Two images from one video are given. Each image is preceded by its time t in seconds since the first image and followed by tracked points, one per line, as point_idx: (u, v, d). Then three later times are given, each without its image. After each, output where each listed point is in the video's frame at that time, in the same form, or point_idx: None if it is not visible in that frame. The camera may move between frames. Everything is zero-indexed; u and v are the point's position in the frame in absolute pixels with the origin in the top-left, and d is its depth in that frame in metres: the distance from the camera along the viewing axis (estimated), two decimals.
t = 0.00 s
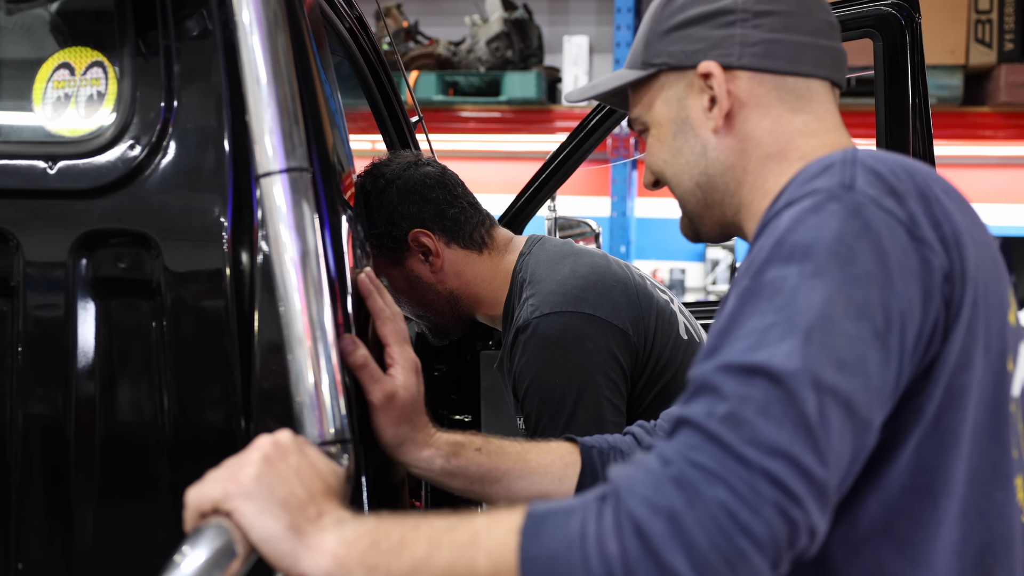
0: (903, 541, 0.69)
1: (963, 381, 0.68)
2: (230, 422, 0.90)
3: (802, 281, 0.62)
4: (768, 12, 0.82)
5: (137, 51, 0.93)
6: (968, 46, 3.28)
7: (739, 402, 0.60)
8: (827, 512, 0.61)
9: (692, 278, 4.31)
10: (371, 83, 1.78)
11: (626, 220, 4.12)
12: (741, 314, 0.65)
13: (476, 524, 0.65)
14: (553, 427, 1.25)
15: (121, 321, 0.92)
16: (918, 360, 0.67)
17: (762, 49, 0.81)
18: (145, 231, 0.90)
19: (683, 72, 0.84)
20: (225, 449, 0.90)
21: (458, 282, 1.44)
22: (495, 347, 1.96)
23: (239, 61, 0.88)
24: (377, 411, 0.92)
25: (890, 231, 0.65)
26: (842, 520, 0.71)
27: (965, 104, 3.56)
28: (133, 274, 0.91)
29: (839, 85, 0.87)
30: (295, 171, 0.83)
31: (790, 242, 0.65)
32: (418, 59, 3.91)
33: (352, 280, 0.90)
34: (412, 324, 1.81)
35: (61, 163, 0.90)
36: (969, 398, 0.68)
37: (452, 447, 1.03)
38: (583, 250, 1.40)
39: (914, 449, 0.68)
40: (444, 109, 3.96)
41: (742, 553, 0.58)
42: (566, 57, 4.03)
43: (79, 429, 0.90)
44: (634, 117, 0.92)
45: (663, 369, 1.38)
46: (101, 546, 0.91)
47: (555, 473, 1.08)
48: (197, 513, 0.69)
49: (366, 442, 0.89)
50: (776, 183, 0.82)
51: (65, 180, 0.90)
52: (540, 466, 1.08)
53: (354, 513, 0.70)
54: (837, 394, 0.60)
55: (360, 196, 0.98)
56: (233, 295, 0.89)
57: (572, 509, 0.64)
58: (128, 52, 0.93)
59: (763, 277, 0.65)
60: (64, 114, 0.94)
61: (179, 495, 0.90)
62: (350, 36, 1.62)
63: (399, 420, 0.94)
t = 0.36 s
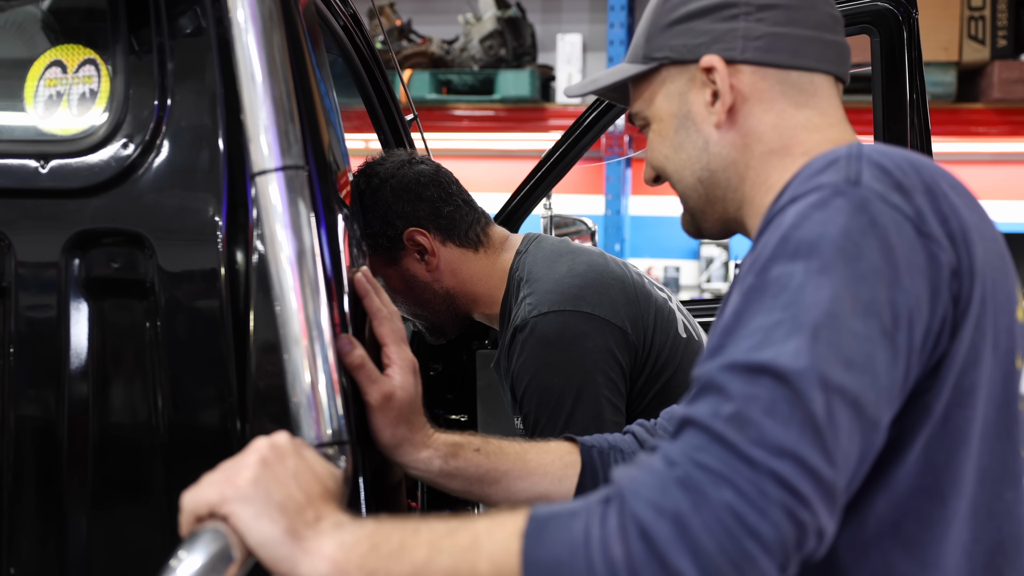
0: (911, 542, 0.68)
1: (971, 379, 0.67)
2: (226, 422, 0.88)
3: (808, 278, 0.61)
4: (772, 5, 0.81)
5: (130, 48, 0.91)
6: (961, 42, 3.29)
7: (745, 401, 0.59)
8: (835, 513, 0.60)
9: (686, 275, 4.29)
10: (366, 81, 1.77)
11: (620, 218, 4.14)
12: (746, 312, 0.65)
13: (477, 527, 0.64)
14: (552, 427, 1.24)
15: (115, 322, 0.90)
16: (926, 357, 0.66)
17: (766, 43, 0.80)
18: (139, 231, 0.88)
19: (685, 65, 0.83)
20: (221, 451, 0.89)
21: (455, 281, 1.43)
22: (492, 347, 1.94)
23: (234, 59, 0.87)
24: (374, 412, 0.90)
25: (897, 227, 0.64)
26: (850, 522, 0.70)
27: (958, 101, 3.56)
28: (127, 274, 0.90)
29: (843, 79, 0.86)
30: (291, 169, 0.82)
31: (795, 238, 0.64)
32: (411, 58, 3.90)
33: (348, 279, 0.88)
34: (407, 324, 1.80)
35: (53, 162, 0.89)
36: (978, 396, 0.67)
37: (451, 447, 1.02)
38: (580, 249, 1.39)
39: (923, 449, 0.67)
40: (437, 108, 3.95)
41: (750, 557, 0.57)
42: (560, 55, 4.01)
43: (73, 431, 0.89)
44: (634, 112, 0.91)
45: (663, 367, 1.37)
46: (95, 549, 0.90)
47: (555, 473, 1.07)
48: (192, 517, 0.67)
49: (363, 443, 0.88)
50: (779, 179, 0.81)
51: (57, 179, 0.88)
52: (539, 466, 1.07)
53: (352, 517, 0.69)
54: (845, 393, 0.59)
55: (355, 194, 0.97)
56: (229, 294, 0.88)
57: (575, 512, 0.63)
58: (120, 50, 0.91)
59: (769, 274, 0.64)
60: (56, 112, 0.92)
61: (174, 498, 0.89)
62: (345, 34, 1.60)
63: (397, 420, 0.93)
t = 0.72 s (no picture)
0: (921, 543, 0.68)
1: (982, 379, 0.67)
2: (225, 424, 0.88)
3: (817, 277, 0.61)
4: (777, 1, 0.81)
5: (128, 48, 0.90)
6: (958, 41, 3.24)
7: (754, 402, 0.59)
8: (845, 516, 0.59)
9: (682, 275, 4.28)
10: (363, 79, 1.76)
11: (616, 218, 4.12)
12: (754, 312, 0.64)
13: (482, 530, 0.63)
14: (553, 428, 1.24)
15: (113, 323, 0.90)
16: (935, 357, 0.66)
17: (771, 39, 0.80)
18: (137, 231, 0.87)
19: (690, 61, 0.83)
20: (221, 453, 0.88)
21: (454, 280, 1.42)
22: (490, 347, 1.94)
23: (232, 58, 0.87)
24: (376, 413, 0.90)
25: (907, 225, 0.64)
26: (858, 523, 0.70)
27: (954, 99, 3.57)
28: (125, 275, 0.89)
29: (849, 76, 0.86)
30: (291, 168, 0.82)
31: (804, 237, 0.64)
32: (407, 58, 3.87)
33: (349, 280, 0.88)
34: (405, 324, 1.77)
35: (51, 162, 0.88)
36: (988, 396, 0.67)
37: (452, 448, 1.01)
38: (580, 248, 1.39)
39: (932, 450, 0.67)
40: (433, 108, 3.95)
41: (760, 561, 0.57)
42: (556, 55, 4.01)
43: (71, 433, 0.88)
44: (638, 108, 0.90)
45: (665, 367, 1.36)
46: (93, 552, 0.89)
47: (558, 474, 1.07)
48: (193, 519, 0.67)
49: (364, 444, 0.88)
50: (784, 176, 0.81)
51: (55, 179, 0.88)
52: (542, 466, 1.07)
53: (356, 520, 0.68)
54: (855, 394, 0.58)
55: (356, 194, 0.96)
56: (228, 295, 0.87)
57: (582, 514, 0.62)
58: (118, 49, 0.91)
59: (777, 273, 0.64)
60: (53, 112, 0.92)
61: (173, 499, 0.88)
62: (343, 33, 1.60)
63: (399, 421, 0.92)
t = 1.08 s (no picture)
0: (931, 541, 0.68)
1: (991, 375, 0.67)
2: (229, 423, 0.87)
3: (828, 273, 0.61)
4: None
5: (130, 46, 0.90)
6: (956, 40, 3.27)
7: (765, 399, 0.59)
8: (856, 513, 0.59)
9: (680, 275, 4.26)
10: (364, 78, 1.75)
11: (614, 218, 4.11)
12: (764, 308, 0.64)
13: (491, 527, 0.63)
14: (556, 427, 1.23)
15: (116, 322, 0.89)
16: (945, 353, 0.66)
17: (778, 34, 0.80)
18: (141, 229, 0.87)
19: (696, 57, 0.83)
20: (226, 451, 0.88)
21: (456, 279, 1.41)
22: (490, 346, 1.93)
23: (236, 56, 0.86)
24: (380, 411, 0.89)
25: (917, 221, 0.64)
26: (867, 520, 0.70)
27: (952, 99, 3.57)
28: (129, 274, 0.89)
29: (855, 72, 0.86)
30: (296, 166, 0.81)
31: (813, 233, 0.64)
32: (405, 58, 3.86)
33: (353, 278, 0.87)
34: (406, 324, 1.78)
35: (53, 161, 0.88)
36: (998, 393, 0.67)
37: (456, 447, 1.01)
38: (583, 247, 1.38)
39: (942, 447, 0.67)
40: (431, 108, 3.94)
41: (772, 558, 0.57)
42: (554, 55, 4.01)
43: (74, 432, 0.88)
44: (642, 105, 0.90)
45: (668, 366, 1.36)
46: (97, 551, 0.89)
47: (562, 472, 1.07)
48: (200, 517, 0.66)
49: (369, 443, 0.87)
50: (791, 172, 0.81)
51: (57, 178, 0.87)
52: (546, 465, 1.06)
53: (363, 517, 0.67)
54: (866, 391, 0.58)
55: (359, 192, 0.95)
56: (232, 294, 0.87)
57: (591, 511, 0.62)
58: (121, 47, 0.90)
59: (787, 269, 0.64)
60: (55, 111, 0.91)
61: (177, 498, 0.88)
62: (344, 31, 1.60)
63: (403, 420, 0.92)
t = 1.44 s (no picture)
0: (930, 536, 0.68)
1: (990, 372, 0.68)
2: (232, 420, 0.88)
3: (828, 271, 0.62)
4: None
5: (134, 46, 0.90)
6: (953, 40, 3.30)
7: (766, 395, 0.59)
8: (856, 507, 0.60)
9: (679, 275, 4.27)
10: (364, 78, 1.75)
11: (613, 219, 4.11)
12: (764, 306, 0.65)
13: (495, 522, 0.63)
14: (556, 426, 1.24)
15: (120, 320, 0.90)
16: (944, 351, 0.66)
17: (779, 34, 0.81)
18: (145, 228, 0.88)
19: (697, 57, 0.84)
20: (228, 449, 0.88)
21: (457, 278, 1.42)
22: (490, 345, 1.93)
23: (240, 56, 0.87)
24: (382, 409, 0.90)
25: (916, 220, 0.65)
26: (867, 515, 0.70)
27: (950, 99, 3.58)
28: (132, 273, 0.89)
29: (854, 72, 0.87)
30: (299, 165, 0.82)
31: (814, 231, 0.65)
32: (404, 59, 3.87)
33: (356, 276, 0.88)
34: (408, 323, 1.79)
35: (58, 160, 0.88)
36: (996, 389, 0.68)
37: (458, 444, 1.01)
38: (582, 246, 1.39)
39: (941, 443, 0.68)
40: (430, 109, 3.94)
41: (773, 551, 0.57)
42: (552, 55, 4.01)
43: (78, 431, 0.88)
44: (643, 104, 0.91)
45: (668, 364, 1.37)
46: (101, 549, 0.89)
47: (563, 470, 1.07)
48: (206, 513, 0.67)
49: (371, 440, 0.88)
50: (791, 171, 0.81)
51: (61, 177, 0.88)
52: (547, 462, 1.07)
53: (367, 513, 0.68)
54: (866, 387, 0.59)
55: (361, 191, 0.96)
56: (235, 292, 0.87)
57: (595, 506, 0.63)
58: (125, 47, 0.91)
59: (787, 267, 0.65)
60: (59, 111, 0.92)
61: (181, 494, 0.89)
62: (345, 32, 1.60)
63: (405, 417, 0.92)
